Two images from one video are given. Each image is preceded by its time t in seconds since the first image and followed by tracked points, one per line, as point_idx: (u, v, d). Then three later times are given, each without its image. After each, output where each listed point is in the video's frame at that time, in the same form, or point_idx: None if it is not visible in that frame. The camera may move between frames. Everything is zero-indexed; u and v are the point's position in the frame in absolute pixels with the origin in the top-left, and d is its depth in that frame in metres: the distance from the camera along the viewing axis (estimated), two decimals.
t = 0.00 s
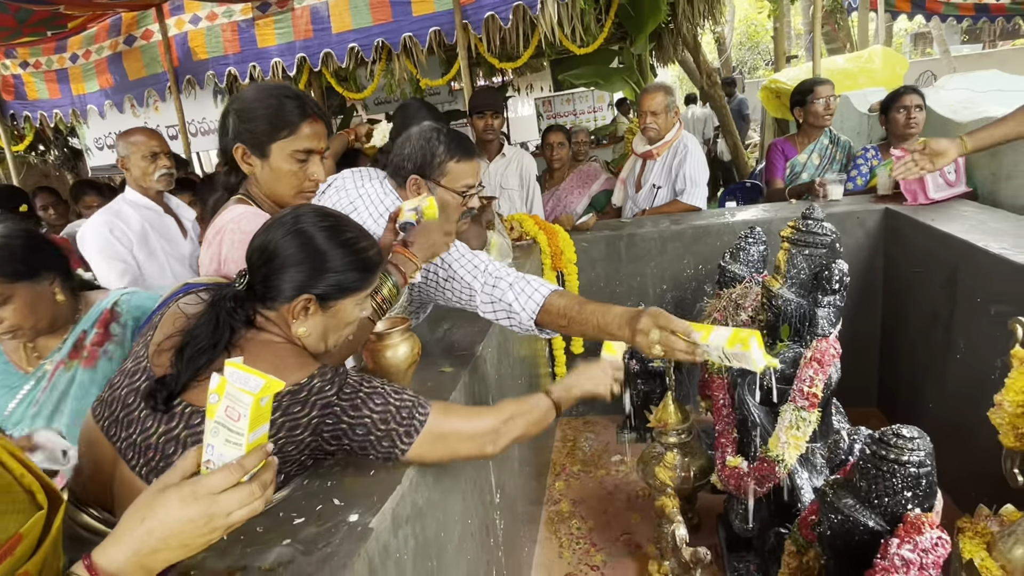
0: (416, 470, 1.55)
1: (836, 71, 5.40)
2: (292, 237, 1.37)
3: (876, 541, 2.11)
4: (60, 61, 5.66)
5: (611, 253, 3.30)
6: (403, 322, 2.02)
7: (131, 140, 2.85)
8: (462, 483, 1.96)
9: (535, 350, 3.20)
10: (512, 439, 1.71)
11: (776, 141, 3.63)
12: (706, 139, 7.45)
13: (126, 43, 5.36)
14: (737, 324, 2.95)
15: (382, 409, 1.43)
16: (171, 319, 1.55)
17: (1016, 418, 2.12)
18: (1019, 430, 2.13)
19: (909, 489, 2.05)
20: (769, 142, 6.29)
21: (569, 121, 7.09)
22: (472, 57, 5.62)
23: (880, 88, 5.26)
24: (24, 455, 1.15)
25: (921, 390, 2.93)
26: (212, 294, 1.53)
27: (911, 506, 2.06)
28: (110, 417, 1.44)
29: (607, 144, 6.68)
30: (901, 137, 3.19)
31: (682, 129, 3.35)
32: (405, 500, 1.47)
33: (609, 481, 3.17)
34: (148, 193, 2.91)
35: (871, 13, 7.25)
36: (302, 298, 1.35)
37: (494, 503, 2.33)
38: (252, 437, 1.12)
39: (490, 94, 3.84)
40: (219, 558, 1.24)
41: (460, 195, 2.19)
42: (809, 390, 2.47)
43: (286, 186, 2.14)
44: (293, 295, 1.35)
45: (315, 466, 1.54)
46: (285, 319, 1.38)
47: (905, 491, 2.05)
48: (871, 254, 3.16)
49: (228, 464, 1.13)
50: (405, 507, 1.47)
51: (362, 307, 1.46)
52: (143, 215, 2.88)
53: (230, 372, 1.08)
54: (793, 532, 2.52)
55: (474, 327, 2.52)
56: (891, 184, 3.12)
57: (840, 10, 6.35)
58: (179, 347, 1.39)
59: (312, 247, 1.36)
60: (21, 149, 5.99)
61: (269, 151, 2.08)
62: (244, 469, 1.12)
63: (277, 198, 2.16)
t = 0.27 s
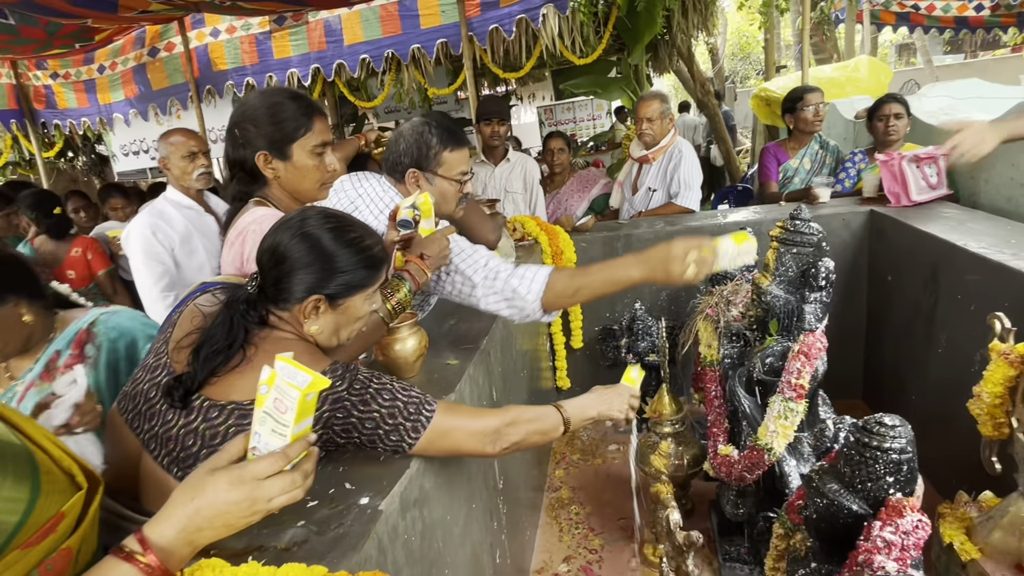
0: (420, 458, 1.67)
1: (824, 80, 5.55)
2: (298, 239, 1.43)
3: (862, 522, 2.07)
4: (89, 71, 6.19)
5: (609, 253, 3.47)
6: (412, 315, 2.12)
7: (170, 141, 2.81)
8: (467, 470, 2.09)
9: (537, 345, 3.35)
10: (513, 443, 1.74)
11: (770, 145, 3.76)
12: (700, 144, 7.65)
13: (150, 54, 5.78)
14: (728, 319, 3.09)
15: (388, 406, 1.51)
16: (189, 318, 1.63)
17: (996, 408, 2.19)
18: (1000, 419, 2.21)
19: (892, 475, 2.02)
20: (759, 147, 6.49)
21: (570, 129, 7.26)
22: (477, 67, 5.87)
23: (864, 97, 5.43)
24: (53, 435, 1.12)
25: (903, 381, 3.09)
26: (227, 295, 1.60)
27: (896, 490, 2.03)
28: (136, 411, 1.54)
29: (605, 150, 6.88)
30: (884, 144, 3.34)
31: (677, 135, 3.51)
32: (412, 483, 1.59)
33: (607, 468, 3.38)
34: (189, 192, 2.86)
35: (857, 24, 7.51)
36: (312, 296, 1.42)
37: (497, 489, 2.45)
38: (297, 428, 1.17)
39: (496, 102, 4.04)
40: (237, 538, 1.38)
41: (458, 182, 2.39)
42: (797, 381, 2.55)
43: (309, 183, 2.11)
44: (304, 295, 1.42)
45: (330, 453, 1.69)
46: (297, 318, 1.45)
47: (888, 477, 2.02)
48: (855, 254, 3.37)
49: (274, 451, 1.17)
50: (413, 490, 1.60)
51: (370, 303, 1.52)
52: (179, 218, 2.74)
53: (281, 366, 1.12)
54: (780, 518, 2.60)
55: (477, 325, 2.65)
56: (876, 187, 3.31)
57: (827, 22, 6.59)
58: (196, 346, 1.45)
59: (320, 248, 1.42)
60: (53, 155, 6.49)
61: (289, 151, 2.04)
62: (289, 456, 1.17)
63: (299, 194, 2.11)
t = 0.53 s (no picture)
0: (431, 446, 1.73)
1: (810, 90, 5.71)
2: (319, 243, 1.46)
3: (846, 511, 1.92)
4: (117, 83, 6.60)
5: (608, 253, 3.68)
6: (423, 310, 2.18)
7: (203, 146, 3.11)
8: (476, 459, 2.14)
9: (540, 340, 3.51)
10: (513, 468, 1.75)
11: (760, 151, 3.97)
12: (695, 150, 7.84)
13: (176, 66, 6.24)
14: (722, 315, 3.16)
15: (392, 403, 1.54)
16: (213, 312, 1.63)
17: (975, 400, 2.14)
18: (979, 410, 2.16)
19: (878, 463, 1.87)
20: (751, 154, 6.70)
21: (570, 135, 7.58)
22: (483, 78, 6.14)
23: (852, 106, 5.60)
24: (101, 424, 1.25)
25: (887, 374, 3.26)
26: (251, 292, 1.63)
27: (880, 477, 1.87)
28: (161, 399, 1.56)
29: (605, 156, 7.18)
30: (868, 151, 3.57)
31: (672, 142, 3.75)
32: (423, 470, 1.64)
33: (603, 456, 3.56)
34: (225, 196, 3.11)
35: (844, 37, 7.77)
36: (333, 296, 1.46)
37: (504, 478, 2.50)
38: (319, 418, 1.21)
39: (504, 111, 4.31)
40: (259, 519, 1.44)
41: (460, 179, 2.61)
42: (786, 374, 2.62)
43: (325, 179, 2.25)
44: (324, 296, 1.45)
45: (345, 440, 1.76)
46: (319, 317, 1.49)
47: (874, 465, 1.87)
48: (843, 254, 3.55)
49: (297, 441, 1.20)
50: (424, 476, 1.64)
51: (386, 300, 1.57)
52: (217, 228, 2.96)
53: (301, 363, 1.15)
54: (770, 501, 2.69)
55: (485, 320, 2.66)
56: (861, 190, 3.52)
57: (816, 35, 6.82)
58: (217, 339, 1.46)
59: (341, 252, 1.46)
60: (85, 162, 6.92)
61: (305, 152, 2.17)
62: (313, 445, 1.22)
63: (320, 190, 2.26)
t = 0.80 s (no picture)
0: (437, 440, 1.79)
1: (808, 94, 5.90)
2: (324, 238, 1.54)
3: (846, 508, 1.68)
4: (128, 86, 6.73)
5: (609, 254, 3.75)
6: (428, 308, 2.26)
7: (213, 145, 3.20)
8: (479, 453, 2.20)
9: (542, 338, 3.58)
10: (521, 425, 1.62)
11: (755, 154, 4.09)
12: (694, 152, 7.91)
13: (186, 70, 6.39)
14: (721, 314, 3.02)
15: (411, 369, 1.47)
16: (234, 305, 1.72)
17: (971, 397, 2.15)
18: (975, 408, 2.16)
19: (877, 459, 1.63)
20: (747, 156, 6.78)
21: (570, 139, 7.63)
22: (485, 81, 6.24)
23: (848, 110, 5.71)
24: (116, 420, 1.27)
25: (881, 373, 3.33)
26: (269, 286, 1.73)
27: (878, 474, 1.63)
28: (180, 384, 1.60)
29: (605, 158, 7.32)
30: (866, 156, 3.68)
31: (671, 144, 3.83)
32: (429, 465, 1.71)
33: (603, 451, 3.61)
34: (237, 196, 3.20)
35: (839, 42, 7.86)
36: (343, 287, 1.54)
37: (506, 471, 2.55)
38: (330, 408, 1.18)
39: (506, 114, 4.40)
40: (270, 512, 1.52)
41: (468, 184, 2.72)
42: (785, 372, 2.42)
43: (344, 175, 2.36)
44: (335, 287, 1.53)
45: (354, 435, 1.84)
46: (332, 306, 1.56)
47: (873, 461, 1.63)
48: (839, 254, 3.63)
49: (311, 431, 1.18)
50: (430, 469, 1.72)
51: (394, 287, 1.64)
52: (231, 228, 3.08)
53: (314, 355, 1.14)
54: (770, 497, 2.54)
55: (488, 317, 2.74)
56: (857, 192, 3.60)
57: (813, 39, 6.90)
58: (235, 329, 1.52)
59: (346, 243, 1.53)
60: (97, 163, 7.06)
61: (321, 149, 2.27)
62: (326, 433, 1.20)
63: (338, 186, 2.37)
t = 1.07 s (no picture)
0: (438, 438, 1.79)
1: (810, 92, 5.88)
2: (337, 241, 1.54)
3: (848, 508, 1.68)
4: (129, 82, 6.74)
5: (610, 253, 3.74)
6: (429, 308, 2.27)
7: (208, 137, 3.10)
8: (480, 451, 2.20)
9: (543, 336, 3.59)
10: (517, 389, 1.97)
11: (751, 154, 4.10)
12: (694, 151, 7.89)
13: (186, 67, 6.39)
14: (722, 313, 2.96)
15: (425, 352, 1.91)
16: (240, 300, 1.70)
17: (973, 397, 2.15)
18: (977, 408, 2.16)
19: (880, 459, 1.63)
20: (748, 155, 6.77)
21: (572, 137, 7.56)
22: (487, 79, 6.22)
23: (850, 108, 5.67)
24: (107, 417, 1.26)
25: (883, 372, 3.32)
26: (278, 281, 1.73)
27: (880, 473, 1.63)
28: (194, 379, 1.64)
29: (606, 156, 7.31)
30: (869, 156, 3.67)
31: (672, 142, 3.82)
32: (430, 463, 1.70)
33: (603, 449, 3.61)
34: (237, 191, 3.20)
35: (841, 40, 7.82)
36: (355, 288, 1.55)
37: (507, 469, 2.55)
38: (317, 403, 1.19)
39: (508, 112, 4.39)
40: (269, 510, 1.51)
41: (473, 190, 2.72)
42: (786, 371, 2.35)
43: (359, 172, 2.34)
44: (346, 287, 1.55)
45: (355, 432, 1.84)
46: (344, 306, 1.59)
47: (876, 461, 1.63)
48: (840, 253, 3.62)
49: (297, 426, 1.18)
50: (432, 467, 1.71)
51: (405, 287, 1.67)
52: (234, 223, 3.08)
53: (298, 352, 1.15)
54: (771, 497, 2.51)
55: (489, 315, 2.74)
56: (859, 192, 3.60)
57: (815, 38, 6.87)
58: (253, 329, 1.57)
59: (358, 245, 1.54)
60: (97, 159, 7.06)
61: (339, 145, 2.26)
62: (315, 425, 1.19)
63: (354, 183, 2.34)
